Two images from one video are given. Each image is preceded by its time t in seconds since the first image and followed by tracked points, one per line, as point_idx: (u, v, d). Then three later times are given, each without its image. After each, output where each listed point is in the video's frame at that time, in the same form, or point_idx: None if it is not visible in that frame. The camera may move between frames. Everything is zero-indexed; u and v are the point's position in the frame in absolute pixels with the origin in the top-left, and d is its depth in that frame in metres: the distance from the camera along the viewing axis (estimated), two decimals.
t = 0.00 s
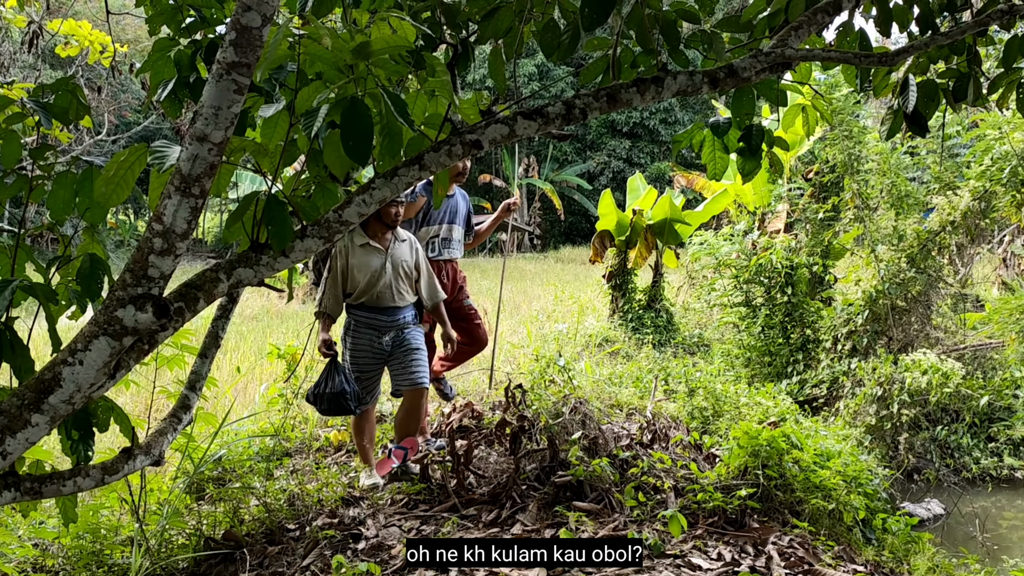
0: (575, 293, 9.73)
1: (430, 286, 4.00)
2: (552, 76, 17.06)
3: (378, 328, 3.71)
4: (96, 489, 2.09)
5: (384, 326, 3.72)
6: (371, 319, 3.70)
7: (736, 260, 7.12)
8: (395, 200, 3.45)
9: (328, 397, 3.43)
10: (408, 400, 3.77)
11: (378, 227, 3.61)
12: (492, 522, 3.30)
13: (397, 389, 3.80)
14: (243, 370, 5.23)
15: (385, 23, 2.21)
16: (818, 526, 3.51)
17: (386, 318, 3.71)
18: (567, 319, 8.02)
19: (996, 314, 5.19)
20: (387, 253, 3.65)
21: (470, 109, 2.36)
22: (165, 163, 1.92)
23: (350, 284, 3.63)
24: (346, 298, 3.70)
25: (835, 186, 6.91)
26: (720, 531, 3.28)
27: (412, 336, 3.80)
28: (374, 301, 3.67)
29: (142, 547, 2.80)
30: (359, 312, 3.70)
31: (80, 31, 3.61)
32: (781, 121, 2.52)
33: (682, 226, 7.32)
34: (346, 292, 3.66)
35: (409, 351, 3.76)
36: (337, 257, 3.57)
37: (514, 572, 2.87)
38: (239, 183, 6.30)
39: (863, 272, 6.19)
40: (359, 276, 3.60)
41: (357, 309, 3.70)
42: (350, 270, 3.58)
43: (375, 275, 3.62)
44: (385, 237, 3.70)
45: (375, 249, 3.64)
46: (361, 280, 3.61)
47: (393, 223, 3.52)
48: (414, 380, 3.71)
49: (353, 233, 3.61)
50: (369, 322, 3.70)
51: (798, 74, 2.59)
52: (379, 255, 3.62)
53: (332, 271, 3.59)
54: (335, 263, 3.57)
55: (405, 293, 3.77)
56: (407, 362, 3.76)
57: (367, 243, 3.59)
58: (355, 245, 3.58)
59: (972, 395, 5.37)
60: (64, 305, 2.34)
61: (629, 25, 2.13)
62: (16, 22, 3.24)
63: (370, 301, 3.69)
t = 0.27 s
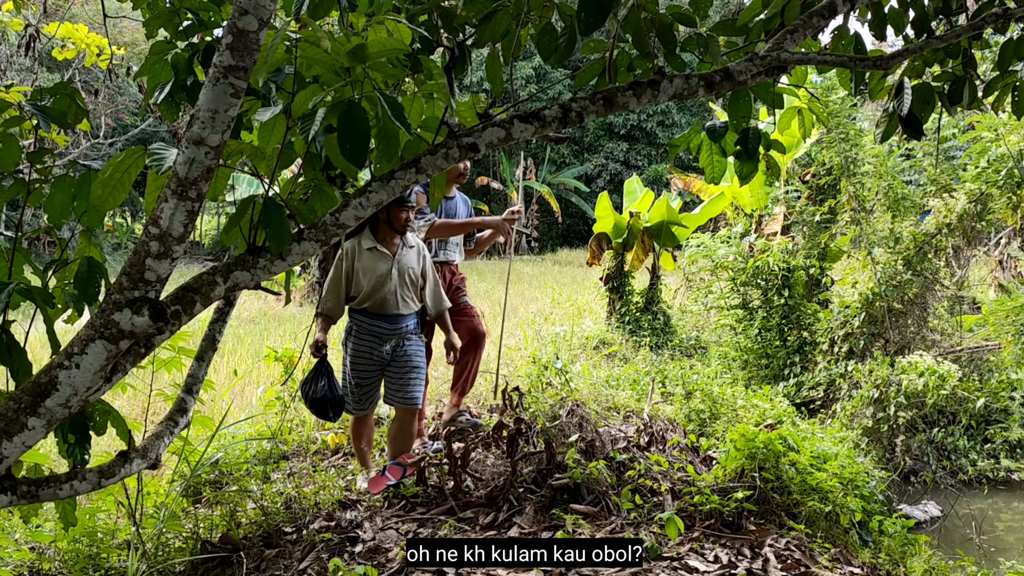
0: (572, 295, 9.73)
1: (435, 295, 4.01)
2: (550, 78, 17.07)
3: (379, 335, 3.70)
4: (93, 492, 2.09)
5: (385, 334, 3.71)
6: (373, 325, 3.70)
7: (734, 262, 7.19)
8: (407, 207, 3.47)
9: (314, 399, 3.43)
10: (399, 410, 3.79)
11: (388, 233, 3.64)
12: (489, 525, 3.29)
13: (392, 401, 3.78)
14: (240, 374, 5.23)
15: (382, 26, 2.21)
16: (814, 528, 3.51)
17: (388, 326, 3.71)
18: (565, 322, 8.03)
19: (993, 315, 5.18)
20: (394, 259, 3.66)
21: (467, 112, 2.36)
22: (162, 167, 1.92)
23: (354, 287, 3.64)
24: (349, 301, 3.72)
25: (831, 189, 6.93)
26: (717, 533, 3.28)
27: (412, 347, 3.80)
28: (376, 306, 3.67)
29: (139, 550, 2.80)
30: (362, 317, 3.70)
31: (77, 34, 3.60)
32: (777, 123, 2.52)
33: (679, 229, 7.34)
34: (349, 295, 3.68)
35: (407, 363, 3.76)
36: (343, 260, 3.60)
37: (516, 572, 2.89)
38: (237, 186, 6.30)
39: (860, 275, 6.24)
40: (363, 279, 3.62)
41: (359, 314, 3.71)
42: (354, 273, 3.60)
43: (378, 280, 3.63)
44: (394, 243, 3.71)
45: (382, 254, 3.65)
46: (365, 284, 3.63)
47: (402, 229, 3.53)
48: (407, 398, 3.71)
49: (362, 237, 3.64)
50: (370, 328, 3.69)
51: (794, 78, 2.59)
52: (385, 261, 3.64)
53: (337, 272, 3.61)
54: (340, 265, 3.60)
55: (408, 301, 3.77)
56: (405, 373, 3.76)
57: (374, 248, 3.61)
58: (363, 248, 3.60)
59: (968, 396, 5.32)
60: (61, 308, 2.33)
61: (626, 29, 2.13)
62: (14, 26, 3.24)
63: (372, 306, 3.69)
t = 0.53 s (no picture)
0: (569, 297, 9.73)
1: (445, 298, 4.03)
2: (546, 80, 17.05)
3: (389, 336, 3.67)
4: (89, 495, 2.08)
5: (396, 334, 3.69)
6: (385, 326, 3.65)
7: (730, 264, 7.09)
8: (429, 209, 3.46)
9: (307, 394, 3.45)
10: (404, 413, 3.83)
11: (404, 232, 3.60)
12: (486, 527, 3.29)
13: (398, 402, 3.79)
14: (237, 376, 5.23)
15: (378, 29, 2.21)
16: (811, 530, 3.51)
17: (399, 327, 3.69)
18: (562, 324, 8.03)
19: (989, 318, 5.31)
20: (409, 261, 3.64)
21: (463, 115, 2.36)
22: (158, 170, 1.92)
23: (367, 286, 3.58)
24: (359, 298, 3.64)
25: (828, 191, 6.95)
26: (714, 534, 3.28)
27: (419, 349, 3.81)
28: (389, 307, 3.63)
29: (135, 553, 2.79)
30: (373, 316, 3.64)
31: (74, 37, 3.60)
32: (773, 126, 2.52)
33: (676, 231, 7.17)
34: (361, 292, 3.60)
35: (413, 365, 3.78)
36: (358, 256, 3.53)
37: (516, 572, 2.90)
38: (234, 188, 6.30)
39: (856, 277, 6.15)
40: (379, 278, 3.56)
41: (370, 313, 3.65)
42: (370, 272, 3.54)
43: (393, 280, 3.59)
44: (409, 243, 3.68)
45: (397, 253, 3.60)
46: (380, 283, 3.57)
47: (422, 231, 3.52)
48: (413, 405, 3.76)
49: (378, 234, 3.58)
50: (382, 328, 3.65)
51: (790, 80, 2.60)
52: (401, 261, 3.60)
53: (351, 268, 3.52)
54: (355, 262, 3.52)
55: (420, 302, 3.76)
56: (410, 376, 3.78)
57: (391, 247, 3.57)
58: (378, 247, 3.54)
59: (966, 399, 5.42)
60: (57, 311, 2.33)
61: (621, 32, 2.10)
62: (9, 29, 3.23)
63: (385, 306, 3.65)
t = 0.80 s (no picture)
0: (566, 300, 9.74)
1: (451, 295, 3.95)
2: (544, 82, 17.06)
3: (399, 334, 3.64)
4: (84, 499, 2.08)
5: (405, 334, 3.67)
6: (394, 325, 3.63)
7: (727, 266, 7.16)
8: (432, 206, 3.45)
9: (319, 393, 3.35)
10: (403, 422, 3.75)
11: (405, 229, 3.57)
12: (482, 530, 3.29)
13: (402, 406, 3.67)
14: (233, 380, 5.22)
15: (373, 32, 2.21)
16: (806, 532, 3.52)
17: (408, 326, 3.68)
18: (558, 326, 8.03)
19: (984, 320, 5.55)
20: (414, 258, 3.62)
21: (459, 118, 2.36)
22: (153, 174, 1.92)
23: (375, 285, 3.52)
24: (365, 299, 3.58)
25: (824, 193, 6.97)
26: (710, 537, 3.29)
27: (425, 349, 3.80)
28: (398, 305, 3.60)
29: (131, 557, 2.78)
30: (381, 315, 3.61)
31: (69, 40, 3.60)
32: (768, 129, 2.53)
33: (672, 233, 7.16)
34: (368, 292, 3.54)
35: (420, 365, 3.75)
36: (364, 257, 3.45)
37: (514, 573, 2.90)
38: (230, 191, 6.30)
39: (852, 278, 6.22)
40: (386, 277, 3.52)
41: (377, 313, 3.61)
42: (377, 272, 3.49)
43: (400, 278, 3.56)
44: (410, 241, 3.64)
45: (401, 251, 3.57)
46: (387, 282, 3.52)
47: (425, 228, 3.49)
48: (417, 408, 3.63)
49: (379, 234, 3.51)
50: (391, 326, 3.62)
51: (784, 83, 2.61)
52: (407, 259, 3.58)
53: (358, 268, 3.46)
54: (361, 262, 3.45)
55: (427, 300, 3.74)
56: (418, 376, 3.73)
57: (396, 246, 3.52)
58: (383, 245, 3.50)
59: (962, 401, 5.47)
60: (53, 315, 2.33)
61: (617, 35, 2.14)
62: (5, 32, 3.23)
63: (393, 305, 3.62)
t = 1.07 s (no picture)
0: (562, 302, 9.75)
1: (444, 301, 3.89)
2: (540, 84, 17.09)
3: (410, 337, 3.57)
4: (80, 502, 2.07)
5: (417, 336, 3.60)
6: (405, 328, 3.55)
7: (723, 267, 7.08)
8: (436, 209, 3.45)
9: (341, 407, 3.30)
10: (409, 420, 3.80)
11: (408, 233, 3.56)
12: (479, 531, 3.30)
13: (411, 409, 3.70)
14: (229, 382, 5.22)
15: (368, 35, 2.21)
16: (802, 533, 3.52)
17: (418, 328, 3.61)
18: (554, 328, 8.04)
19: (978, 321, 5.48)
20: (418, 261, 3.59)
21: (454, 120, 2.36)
22: (148, 177, 1.91)
23: (385, 289, 3.48)
24: (374, 304, 3.51)
25: (819, 195, 7.11)
26: (706, 538, 3.30)
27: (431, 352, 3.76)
28: (408, 308, 3.54)
29: (126, 560, 2.77)
30: (391, 319, 3.52)
31: (64, 43, 3.60)
32: (763, 131, 2.53)
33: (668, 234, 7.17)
34: (376, 297, 3.48)
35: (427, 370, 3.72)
36: (371, 261, 3.43)
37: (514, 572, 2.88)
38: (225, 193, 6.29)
39: (848, 280, 6.26)
40: (394, 280, 3.48)
41: (387, 317, 3.52)
42: (386, 275, 3.46)
43: (409, 281, 3.53)
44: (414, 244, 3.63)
45: (406, 254, 3.55)
46: (395, 285, 3.48)
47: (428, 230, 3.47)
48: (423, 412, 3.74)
49: (383, 238, 3.50)
50: (402, 330, 3.54)
51: (779, 85, 2.61)
52: (412, 262, 3.56)
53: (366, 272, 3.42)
54: (369, 267, 3.43)
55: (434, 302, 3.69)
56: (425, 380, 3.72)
57: (401, 249, 3.51)
58: (387, 249, 3.47)
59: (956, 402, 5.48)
60: (48, 318, 2.33)
61: (612, 37, 2.15)
62: None
63: (402, 308, 3.55)
